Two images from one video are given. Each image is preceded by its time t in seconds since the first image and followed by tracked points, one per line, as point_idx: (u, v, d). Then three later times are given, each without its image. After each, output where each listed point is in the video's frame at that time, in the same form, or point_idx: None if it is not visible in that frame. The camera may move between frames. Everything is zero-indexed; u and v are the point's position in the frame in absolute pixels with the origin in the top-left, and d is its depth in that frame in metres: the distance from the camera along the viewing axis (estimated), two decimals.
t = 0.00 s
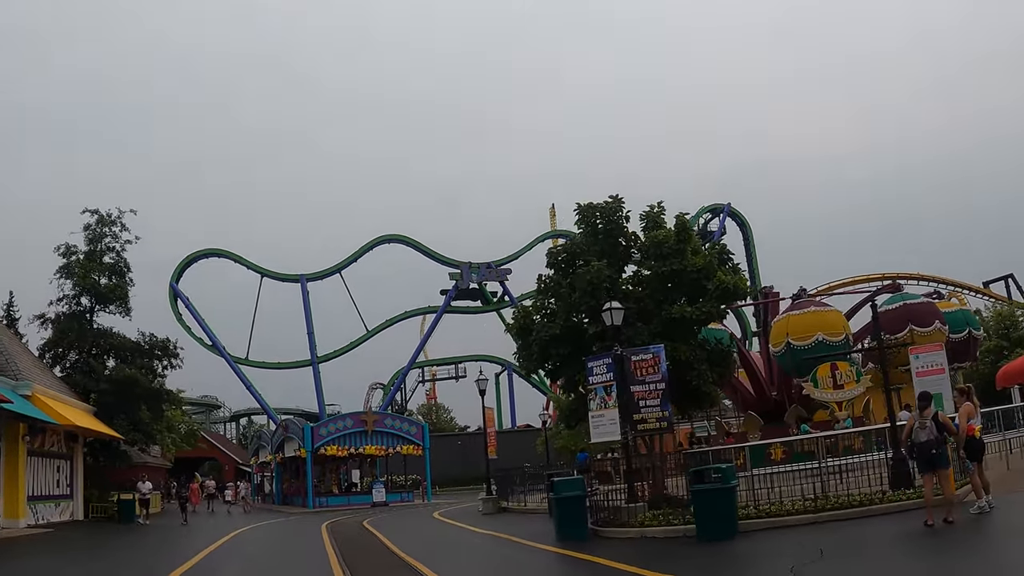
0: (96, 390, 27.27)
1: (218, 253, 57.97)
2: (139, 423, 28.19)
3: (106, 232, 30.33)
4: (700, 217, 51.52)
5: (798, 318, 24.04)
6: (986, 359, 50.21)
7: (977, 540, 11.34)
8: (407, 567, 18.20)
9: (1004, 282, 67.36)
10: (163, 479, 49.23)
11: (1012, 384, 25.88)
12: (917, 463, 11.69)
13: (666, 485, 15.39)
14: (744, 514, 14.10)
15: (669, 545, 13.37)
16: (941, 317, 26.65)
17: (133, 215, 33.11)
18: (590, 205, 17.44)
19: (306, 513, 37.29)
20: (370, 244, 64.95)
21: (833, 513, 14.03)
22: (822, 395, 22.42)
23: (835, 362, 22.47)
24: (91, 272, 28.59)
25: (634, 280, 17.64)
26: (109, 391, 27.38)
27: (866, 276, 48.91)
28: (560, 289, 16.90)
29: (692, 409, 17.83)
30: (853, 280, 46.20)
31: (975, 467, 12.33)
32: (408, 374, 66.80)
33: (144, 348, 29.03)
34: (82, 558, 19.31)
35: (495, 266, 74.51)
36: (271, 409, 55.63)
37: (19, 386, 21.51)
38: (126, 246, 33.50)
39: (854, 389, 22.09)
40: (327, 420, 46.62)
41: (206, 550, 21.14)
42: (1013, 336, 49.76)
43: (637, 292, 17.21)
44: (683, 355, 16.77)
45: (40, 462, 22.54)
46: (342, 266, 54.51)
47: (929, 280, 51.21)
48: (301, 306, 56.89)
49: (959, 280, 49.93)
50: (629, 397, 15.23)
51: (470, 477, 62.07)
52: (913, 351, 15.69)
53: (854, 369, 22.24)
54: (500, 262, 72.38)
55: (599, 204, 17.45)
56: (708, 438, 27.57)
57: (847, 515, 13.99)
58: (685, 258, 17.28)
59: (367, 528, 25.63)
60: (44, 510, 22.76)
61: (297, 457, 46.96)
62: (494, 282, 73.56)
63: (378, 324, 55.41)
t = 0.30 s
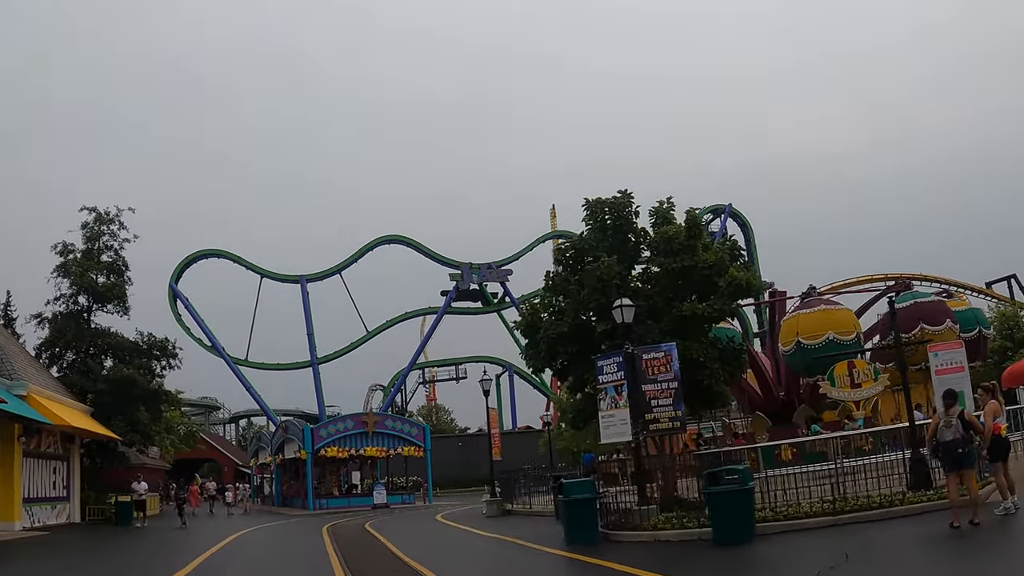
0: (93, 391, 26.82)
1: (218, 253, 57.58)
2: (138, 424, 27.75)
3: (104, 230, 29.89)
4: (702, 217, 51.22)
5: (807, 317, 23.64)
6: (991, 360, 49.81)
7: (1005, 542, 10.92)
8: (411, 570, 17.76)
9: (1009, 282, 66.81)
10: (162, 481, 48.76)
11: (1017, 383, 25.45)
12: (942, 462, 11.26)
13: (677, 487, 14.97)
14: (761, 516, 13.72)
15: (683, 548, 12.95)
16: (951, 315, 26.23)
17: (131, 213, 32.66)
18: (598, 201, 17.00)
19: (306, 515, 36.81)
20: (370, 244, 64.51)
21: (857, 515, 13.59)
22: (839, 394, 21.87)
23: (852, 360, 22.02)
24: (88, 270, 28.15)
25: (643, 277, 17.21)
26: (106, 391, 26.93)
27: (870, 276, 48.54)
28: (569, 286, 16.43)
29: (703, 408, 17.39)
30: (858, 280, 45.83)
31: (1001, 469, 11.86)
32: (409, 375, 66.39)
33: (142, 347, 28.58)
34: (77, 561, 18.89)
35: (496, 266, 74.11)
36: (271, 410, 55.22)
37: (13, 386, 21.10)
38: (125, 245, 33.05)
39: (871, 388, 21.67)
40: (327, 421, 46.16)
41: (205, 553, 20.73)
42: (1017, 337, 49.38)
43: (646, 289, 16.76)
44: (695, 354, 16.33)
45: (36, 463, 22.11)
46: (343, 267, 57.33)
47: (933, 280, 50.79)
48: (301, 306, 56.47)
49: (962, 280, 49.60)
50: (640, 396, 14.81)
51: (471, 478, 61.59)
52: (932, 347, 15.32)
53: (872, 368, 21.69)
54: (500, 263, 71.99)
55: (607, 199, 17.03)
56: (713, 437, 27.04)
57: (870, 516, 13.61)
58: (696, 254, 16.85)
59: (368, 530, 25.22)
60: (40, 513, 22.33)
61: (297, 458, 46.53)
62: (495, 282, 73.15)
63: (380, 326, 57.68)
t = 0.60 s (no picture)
0: (92, 387, 26.42)
1: (220, 251, 57.23)
2: (137, 422, 27.35)
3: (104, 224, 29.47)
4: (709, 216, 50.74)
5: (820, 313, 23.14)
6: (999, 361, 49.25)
7: None
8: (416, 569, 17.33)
9: (1015, 283, 66.15)
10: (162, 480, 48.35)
11: None
12: (972, 458, 10.78)
13: (691, 486, 14.63)
14: (780, 515, 13.36)
15: (699, 547, 12.48)
16: (966, 312, 25.73)
17: (133, 207, 32.24)
18: (609, 192, 16.53)
19: (307, 514, 36.42)
20: (373, 242, 64.09)
21: (878, 513, 13.24)
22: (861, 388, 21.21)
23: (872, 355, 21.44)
24: (88, 265, 27.71)
25: (656, 270, 16.75)
26: (106, 387, 26.52)
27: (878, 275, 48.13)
28: (579, 278, 15.94)
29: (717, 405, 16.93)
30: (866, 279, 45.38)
31: None
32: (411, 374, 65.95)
33: (142, 343, 28.15)
34: (73, 559, 18.47)
35: (499, 265, 73.66)
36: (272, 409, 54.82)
37: (10, 381, 20.68)
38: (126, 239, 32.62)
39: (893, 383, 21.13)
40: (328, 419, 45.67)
41: (204, 552, 20.31)
42: None
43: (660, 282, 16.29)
44: (709, 348, 15.87)
45: (33, 460, 21.69)
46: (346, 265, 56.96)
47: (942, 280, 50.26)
48: (304, 304, 56.06)
49: (970, 281, 49.09)
50: (655, 391, 14.42)
51: (474, 478, 61.11)
52: (954, 342, 14.85)
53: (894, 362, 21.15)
54: (503, 261, 71.53)
55: (619, 190, 16.59)
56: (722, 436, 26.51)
57: (891, 516, 13.22)
58: (709, 246, 16.40)
59: (371, 530, 24.76)
60: (37, 511, 21.91)
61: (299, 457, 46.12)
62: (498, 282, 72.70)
63: (382, 327, 57.84)
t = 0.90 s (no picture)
0: (88, 383, 25.96)
1: (219, 247, 56.76)
2: (134, 418, 26.90)
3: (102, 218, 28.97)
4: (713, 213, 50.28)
5: (831, 310, 22.67)
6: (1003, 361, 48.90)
7: None
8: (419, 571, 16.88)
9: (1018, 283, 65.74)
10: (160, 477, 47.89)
11: None
12: (1004, 459, 10.33)
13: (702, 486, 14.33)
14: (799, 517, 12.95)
15: (716, 551, 12.02)
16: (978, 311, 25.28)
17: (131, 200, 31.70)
18: (620, 183, 16.19)
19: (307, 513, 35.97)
20: (374, 238, 63.63)
21: (901, 515, 12.84)
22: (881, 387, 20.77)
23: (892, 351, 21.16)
24: (85, 259, 27.20)
25: (666, 266, 16.32)
26: (102, 383, 26.07)
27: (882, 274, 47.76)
28: (588, 272, 15.44)
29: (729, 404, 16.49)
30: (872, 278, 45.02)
31: None
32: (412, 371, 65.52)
33: (139, 339, 27.66)
34: (68, 559, 18.04)
35: (500, 262, 73.21)
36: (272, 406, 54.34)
37: (4, 376, 20.19)
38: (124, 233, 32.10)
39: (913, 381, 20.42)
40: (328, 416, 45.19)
41: (203, 552, 19.88)
42: None
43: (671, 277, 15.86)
44: (722, 346, 15.45)
45: (28, 458, 21.22)
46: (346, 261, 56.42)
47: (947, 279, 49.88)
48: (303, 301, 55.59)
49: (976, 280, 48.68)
50: (668, 388, 14.00)
51: (474, 476, 60.69)
52: (976, 339, 14.40)
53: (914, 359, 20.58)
54: (504, 258, 71.07)
55: (630, 182, 16.17)
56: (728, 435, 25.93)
57: (914, 518, 12.80)
58: (723, 240, 15.96)
59: (372, 529, 24.31)
60: (32, 509, 21.45)
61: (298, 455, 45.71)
62: (499, 279, 72.30)
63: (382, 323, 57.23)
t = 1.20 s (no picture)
0: (87, 377, 25.55)
1: (220, 243, 56.35)
2: (134, 414, 26.50)
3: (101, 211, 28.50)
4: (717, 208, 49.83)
5: (845, 303, 22.30)
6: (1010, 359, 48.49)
7: None
8: (425, 569, 16.46)
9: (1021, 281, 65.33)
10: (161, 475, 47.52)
11: None
12: None
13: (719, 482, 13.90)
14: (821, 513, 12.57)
15: (737, 548, 11.61)
16: (992, 305, 24.84)
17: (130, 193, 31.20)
18: (633, 170, 15.78)
19: (309, 510, 35.56)
20: (376, 235, 63.20)
21: (928, 509, 12.42)
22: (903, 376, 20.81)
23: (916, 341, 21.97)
24: (84, 252, 26.72)
25: (680, 255, 15.88)
26: (101, 378, 25.66)
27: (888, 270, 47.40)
28: (601, 262, 14.99)
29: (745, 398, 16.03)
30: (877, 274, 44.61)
31: None
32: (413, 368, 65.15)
33: (140, 334, 27.22)
34: (66, 556, 17.67)
35: (502, 259, 72.78)
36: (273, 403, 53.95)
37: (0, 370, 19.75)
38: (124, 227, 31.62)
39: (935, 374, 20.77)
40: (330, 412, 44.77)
41: (205, 549, 19.50)
42: None
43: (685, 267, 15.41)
44: (738, 337, 15.01)
45: (25, 454, 20.79)
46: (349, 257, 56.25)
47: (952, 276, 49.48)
48: (304, 297, 55.15)
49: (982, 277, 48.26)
50: (684, 380, 13.54)
51: (476, 474, 60.30)
52: (1001, 329, 13.97)
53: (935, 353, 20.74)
54: (507, 255, 70.61)
55: (643, 169, 15.76)
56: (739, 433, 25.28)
57: (941, 512, 12.39)
58: (739, 229, 15.52)
59: (376, 527, 23.88)
60: (29, 506, 21.04)
61: (300, 452, 45.32)
62: (501, 276, 71.88)
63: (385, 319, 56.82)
